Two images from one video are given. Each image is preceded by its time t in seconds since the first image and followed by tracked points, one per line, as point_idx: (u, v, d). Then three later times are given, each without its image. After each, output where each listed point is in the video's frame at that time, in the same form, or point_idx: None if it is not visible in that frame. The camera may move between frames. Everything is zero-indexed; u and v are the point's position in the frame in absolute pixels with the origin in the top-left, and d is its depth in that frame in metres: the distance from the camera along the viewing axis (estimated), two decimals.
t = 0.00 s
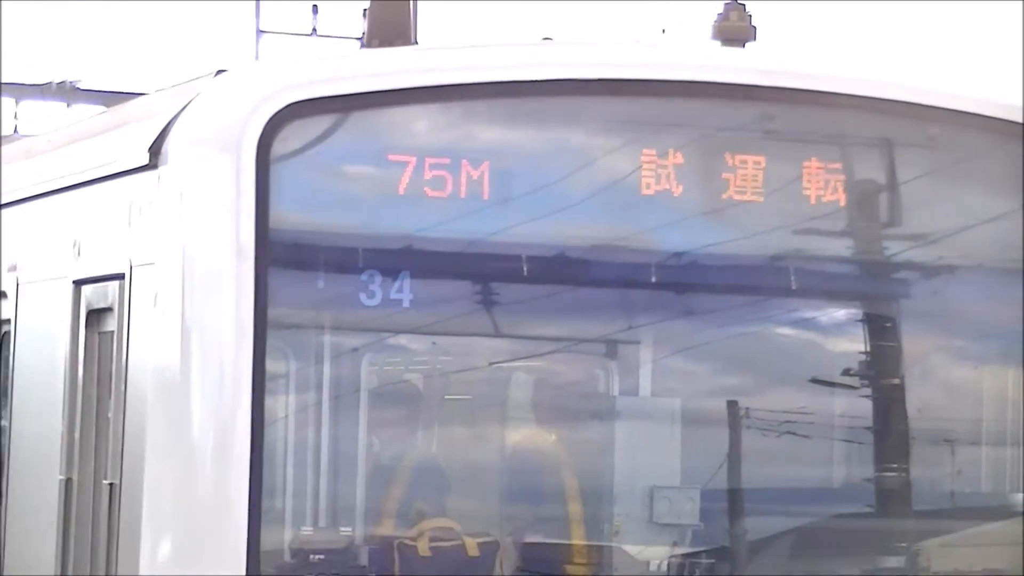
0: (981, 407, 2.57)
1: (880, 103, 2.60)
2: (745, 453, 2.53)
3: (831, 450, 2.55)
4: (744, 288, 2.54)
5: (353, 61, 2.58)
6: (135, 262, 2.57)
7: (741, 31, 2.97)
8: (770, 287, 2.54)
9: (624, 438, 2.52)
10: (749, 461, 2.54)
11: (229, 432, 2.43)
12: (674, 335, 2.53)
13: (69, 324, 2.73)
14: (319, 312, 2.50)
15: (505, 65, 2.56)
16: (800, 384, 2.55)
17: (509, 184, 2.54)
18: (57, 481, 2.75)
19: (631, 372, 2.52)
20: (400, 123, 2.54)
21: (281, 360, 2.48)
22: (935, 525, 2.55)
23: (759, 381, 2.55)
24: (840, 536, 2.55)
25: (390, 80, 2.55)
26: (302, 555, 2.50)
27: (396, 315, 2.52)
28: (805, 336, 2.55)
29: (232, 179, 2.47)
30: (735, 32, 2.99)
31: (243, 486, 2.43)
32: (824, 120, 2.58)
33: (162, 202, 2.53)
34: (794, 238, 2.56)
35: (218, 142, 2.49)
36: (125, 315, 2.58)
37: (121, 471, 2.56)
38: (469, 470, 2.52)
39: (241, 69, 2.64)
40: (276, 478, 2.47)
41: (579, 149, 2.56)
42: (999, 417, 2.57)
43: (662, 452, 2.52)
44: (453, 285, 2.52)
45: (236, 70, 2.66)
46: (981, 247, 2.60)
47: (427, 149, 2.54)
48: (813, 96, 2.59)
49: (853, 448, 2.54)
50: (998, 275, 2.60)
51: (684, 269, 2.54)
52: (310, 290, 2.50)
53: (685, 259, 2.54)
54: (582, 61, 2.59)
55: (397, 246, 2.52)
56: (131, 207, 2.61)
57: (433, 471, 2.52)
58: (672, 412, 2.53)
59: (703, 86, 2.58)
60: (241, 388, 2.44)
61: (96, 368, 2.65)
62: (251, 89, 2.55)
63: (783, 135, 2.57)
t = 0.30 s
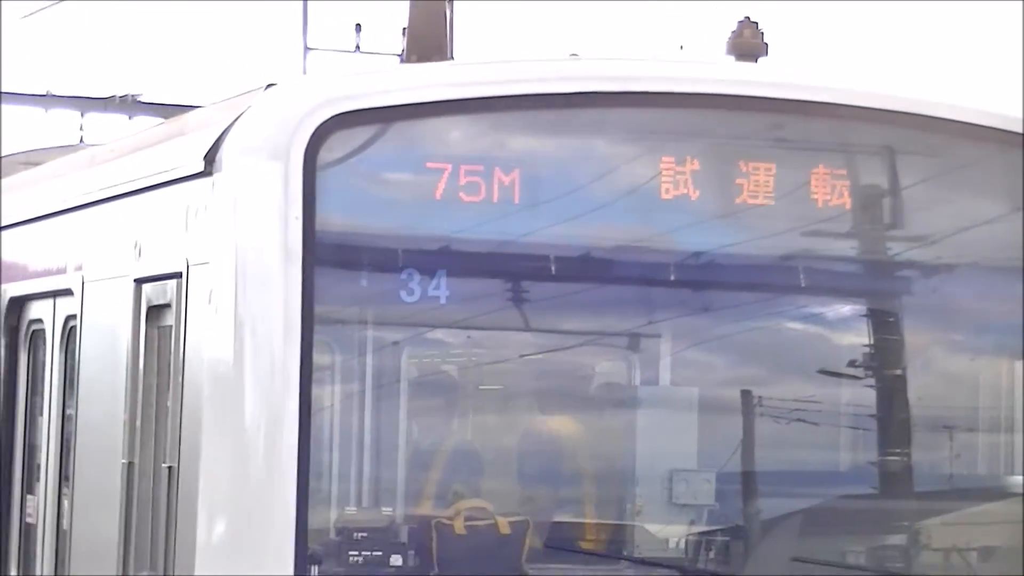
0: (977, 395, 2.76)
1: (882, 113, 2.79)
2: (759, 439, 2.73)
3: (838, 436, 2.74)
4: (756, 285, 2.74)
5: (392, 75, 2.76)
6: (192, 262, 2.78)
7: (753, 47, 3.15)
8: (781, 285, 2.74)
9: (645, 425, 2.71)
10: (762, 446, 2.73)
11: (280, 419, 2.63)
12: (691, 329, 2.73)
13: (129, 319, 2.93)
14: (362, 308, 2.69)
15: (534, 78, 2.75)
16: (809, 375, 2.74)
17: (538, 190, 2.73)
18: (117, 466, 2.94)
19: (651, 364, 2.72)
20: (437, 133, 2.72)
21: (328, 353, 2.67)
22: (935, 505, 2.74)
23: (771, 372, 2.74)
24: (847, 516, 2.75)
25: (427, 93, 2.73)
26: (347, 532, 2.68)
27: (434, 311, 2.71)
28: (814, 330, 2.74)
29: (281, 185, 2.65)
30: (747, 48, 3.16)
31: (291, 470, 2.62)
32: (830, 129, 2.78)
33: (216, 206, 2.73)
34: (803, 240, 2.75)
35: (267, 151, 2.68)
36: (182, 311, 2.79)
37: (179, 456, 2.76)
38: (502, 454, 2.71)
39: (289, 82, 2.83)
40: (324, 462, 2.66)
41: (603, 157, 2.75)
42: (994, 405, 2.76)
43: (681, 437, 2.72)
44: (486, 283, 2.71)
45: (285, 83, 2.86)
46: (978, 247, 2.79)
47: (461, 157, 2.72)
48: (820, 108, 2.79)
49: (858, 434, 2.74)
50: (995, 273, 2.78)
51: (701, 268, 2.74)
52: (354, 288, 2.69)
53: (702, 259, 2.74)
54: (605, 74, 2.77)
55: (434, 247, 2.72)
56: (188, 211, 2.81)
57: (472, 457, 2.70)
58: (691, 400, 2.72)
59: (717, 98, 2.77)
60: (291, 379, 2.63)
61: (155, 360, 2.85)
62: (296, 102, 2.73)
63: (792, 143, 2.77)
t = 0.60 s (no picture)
0: (975, 380, 2.95)
1: (885, 119, 3.00)
2: (770, 422, 2.93)
3: (843, 419, 2.94)
4: (767, 279, 2.94)
5: (428, 84, 2.96)
6: (242, 258, 2.98)
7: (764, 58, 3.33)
8: (790, 278, 2.94)
9: (664, 409, 2.90)
10: (773, 428, 2.93)
11: (324, 406, 2.79)
12: (706, 320, 2.93)
13: (184, 312, 3.15)
14: (400, 300, 2.87)
15: (560, 87, 2.96)
16: (817, 362, 2.94)
17: (564, 190, 2.92)
18: (172, 449, 3.16)
19: (670, 351, 2.91)
20: (470, 137, 2.91)
21: (368, 342, 2.85)
22: (934, 483, 2.95)
23: (781, 359, 2.93)
24: (852, 493, 2.95)
25: (460, 100, 2.93)
26: (386, 510, 2.86)
27: (467, 303, 2.89)
28: (821, 320, 2.94)
29: (325, 186, 2.83)
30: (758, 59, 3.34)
31: (334, 451, 2.79)
32: (835, 133, 2.98)
33: (265, 206, 2.94)
34: (811, 236, 2.95)
35: (312, 154, 2.87)
36: (233, 304, 2.99)
37: (233, 439, 2.96)
38: (531, 436, 2.90)
39: (333, 91, 3.04)
40: (367, 447, 2.84)
41: (624, 159, 2.94)
42: (990, 390, 2.95)
43: (697, 420, 2.92)
44: (515, 277, 2.90)
45: (328, 92, 3.06)
46: (975, 244, 2.99)
47: (492, 160, 2.91)
48: (827, 114, 3.00)
49: (862, 417, 2.94)
50: (990, 267, 2.99)
51: (716, 262, 2.93)
52: (393, 282, 2.87)
53: (716, 254, 2.94)
54: (625, 83, 2.98)
55: (467, 244, 2.89)
56: (239, 210, 3.02)
57: (504, 439, 2.89)
58: (706, 385, 2.92)
59: (730, 104, 2.97)
60: (333, 366, 2.80)
61: (209, 349, 3.07)
62: (339, 110, 2.93)
63: (800, 146, 2.97)
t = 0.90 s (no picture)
0: (955, 370, 3.16)
1: (874, 126, 3.22)
2: (763, 407, 3.14)
3: (831, 405, 3.15)
4: (763, 274, 3.14)
5: (446, 91, 3.17)
6: (272, 252, 3.19)
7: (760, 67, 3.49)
8: (784, 274, 3.14)
9: (664, 395, 3.12)
10: (766, 413, 3.15)
11: (347, 388, 2.99)
12: (704, 313, 3.13)
13: (218, 303, 3.37)
14: (418, 293, 3.07)
15: (570, 95, 3.17)
16: (807, 352, 3.15)
17: (573, 191, 3.13)
18: (207, 430, 3.39)
19: (671, 342, 3.12)
20: (485, 141, 3.12)
21: (388, 331, 3.05)
22: (916, 465, 3.16)
23: (775, 350, 3.15)
24: (839, 474, 3.17)
25: (476, 106, 3.13)
26: (405, 487, 3.07)
27: (481, 296, 3.09)
28: (811, 313, 3.15)
29: (350, 185, 3.04)
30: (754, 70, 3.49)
31: (357, 433, 2.99)
32: (826, 139, 3.19)
33: (293, 204, 3.15)
34: (803, 235, 3.15)
35: (337, 157, 3.07)
36: (263, 295, 3.21)
37: (262, 421, 3.16)
38: (540, 420, 3.11)
39: (357, 97, 3.24)
40: (389, 430, 3.05)
41: (629, 162, 3.15)
42: (969, 378, 3.16)
43: (696, 405, 3.14)
44: (526, 272, 3.10)
45: (353, 97, 3.27)
46: (958, 241, 3.19)
47: (505, 161, 3.11)
48: (819, 120, 3.21)
49: (847, 404, 3.15)
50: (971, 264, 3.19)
51: (714, 259, 3.14)
52: (412, 275, 3.06)
53: (715, 251, 3.14)
54: (631, 91, 3.19)
55: (482, 241, 3.09)
56: (269, 207, 3.24)
57: (515, 422, 3.10)
58: (703, 373, 3.13)
59: (728, 111, 3.18)
60: (355, 354, 3.00)
61: (241, 337, 3.28)
62: (362, 115, 3.13)
63: (793, 151, 3.18)
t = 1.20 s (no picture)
0: (935, 356, 3.37)
1: (862, 128, 3.43)
2: (756, 391, 3.35)
3: (819, 388, 3.37)
4: (756, 266, 3.34)
5: (459, 94, 3.39)
6: (296, 244, 3.41)
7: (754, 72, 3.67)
8: (775, 266, 3.35)
9: (663, 378, 3.33)
10: (758, 396, 3.35)
11: (365, 370, 3.21)
12: (701, 302, 3.33)
13: (246, 291, 3.60)
14: (434, 283, 3.28)
15: (575, 98, 3.39)
16: (798, 339, 3.36)
17: (578, 187, 3.34)
18: (235, 410, 3.61)
19: (669, 328, 3.33)
20: (495, 141, 3.33)
21: (405, 318, 3.26)
22: (899, 446, 3.37)
23: (768, 336, 3.35)
24: (825, 454, 3.38)
25: (487, 108, 3.35)
26: (419, 464, 3.29)
27: (491, 286, 3.29)
28: (800, 303, 3.36)
29: (369, 181, 3.26)
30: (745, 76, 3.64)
31: (376, 413, 3.21)
32: (816, 140, 3.41)
33: (316, 199, 3.37)
34: (793, 229, 3.36)
35: (357, 155, 3.29)
36: (288, 284, 3.43)
37: (286, 401, 3.38)
38: (547, 402, 3.31)
39: (376, 99, 3.46)
40: (404, 410, 3.26)
41: (630, 161, 3.36)
42: (949, 363, 3.38)
43: (694, 387, 3.35)
44: (533, 263, 3.31)
45: (372, 99, 3.49)
46: (939, 235, 3.40)
47: (514, 159, 3.33)
48: (809, 122, 3.43)
49: (833, 387, 3.37)
50: (951, 256, 3.40)
51: (710, 251, 3.34)
52: (427, 266, 3.27)
53: (711, 244, 3.34)
54: (632, 94, 3.41)
55: (493, 234, 3.30)
56: (293, 202, 3.46)
57: (524, 403, 3.30)
58: (699, 359, 3.33)
59: (723, 113, 3.40)
60: (373, 339, 3.21)
61: (267, 324, 3.50)
62: (380, 116, 3.35)
63: (784, 151, 3.40)
